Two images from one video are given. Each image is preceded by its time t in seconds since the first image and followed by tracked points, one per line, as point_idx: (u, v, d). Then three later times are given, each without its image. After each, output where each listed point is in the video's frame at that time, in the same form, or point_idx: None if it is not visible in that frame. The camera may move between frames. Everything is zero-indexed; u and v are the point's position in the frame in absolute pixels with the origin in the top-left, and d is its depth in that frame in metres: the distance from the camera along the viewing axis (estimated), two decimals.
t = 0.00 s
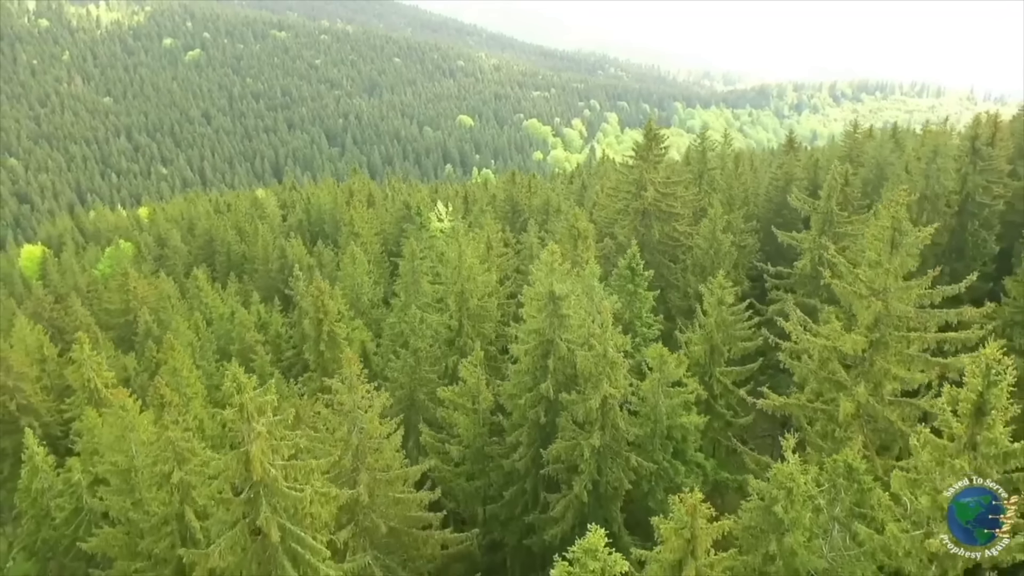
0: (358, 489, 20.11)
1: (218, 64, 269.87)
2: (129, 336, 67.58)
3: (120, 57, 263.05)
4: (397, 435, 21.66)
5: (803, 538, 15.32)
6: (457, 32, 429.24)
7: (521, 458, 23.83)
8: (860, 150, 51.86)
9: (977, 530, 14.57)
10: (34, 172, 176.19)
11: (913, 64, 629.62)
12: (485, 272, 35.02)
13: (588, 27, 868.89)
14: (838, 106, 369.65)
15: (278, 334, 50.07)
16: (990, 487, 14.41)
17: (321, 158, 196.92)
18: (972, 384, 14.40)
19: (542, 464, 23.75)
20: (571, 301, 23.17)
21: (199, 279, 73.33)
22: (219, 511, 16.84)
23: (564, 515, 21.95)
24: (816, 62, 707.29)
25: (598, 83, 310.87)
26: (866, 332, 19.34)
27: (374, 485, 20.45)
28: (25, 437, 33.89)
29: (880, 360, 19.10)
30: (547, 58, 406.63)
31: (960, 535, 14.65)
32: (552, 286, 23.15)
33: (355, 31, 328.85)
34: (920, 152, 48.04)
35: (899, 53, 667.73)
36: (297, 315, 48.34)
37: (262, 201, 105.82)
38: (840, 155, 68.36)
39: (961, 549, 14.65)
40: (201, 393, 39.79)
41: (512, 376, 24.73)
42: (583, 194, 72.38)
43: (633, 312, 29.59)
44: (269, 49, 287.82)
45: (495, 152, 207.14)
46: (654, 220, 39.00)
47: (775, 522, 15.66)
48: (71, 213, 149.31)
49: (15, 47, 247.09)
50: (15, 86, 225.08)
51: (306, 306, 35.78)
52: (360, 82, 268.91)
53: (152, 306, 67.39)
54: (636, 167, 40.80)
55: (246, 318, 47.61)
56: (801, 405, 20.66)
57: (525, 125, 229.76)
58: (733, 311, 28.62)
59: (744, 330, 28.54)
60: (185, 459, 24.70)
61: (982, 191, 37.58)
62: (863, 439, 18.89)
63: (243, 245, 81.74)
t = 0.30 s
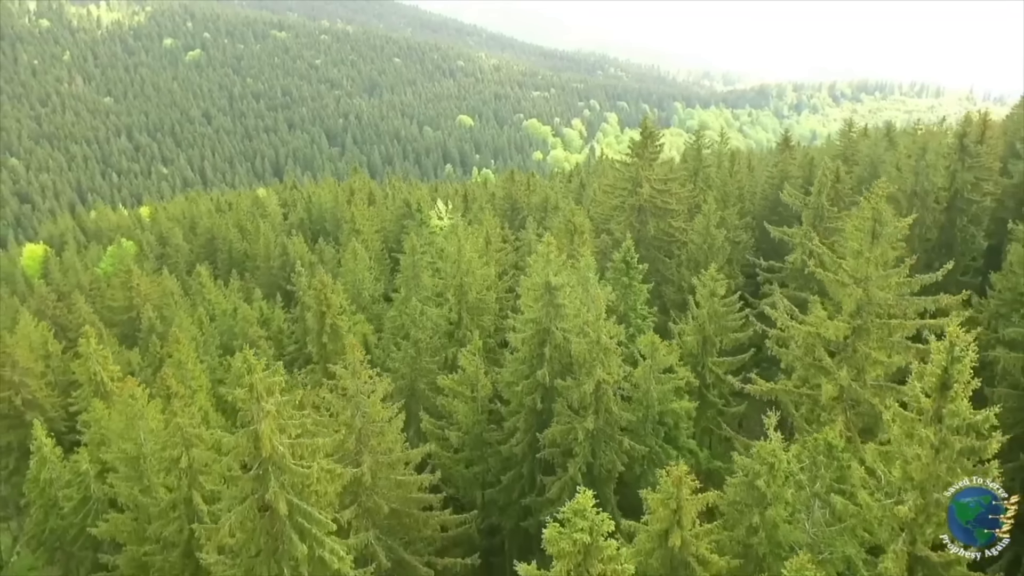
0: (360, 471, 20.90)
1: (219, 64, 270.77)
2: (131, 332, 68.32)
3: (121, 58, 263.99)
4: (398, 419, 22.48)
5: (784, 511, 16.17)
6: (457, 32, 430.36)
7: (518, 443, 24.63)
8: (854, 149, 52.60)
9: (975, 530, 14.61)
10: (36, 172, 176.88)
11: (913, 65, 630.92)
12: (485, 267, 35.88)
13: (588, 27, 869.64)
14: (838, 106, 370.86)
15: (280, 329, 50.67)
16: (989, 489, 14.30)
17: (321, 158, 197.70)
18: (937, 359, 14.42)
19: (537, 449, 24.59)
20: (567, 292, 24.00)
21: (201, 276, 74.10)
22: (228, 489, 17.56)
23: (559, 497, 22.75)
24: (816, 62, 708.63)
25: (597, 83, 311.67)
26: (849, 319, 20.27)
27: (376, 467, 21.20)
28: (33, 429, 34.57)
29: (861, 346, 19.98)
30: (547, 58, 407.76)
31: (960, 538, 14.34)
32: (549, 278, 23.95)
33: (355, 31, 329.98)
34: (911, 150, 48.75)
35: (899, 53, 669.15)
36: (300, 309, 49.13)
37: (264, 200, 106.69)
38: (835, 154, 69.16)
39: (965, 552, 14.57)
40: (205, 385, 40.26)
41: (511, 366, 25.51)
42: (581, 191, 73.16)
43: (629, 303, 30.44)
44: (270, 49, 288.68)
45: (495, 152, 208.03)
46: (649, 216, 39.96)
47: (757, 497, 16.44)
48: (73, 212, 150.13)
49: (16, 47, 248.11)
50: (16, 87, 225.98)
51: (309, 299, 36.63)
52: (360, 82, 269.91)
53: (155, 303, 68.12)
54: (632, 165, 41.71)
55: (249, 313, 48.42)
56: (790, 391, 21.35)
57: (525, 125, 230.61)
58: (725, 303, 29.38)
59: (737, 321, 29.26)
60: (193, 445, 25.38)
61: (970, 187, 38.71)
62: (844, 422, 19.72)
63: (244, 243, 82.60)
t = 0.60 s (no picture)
0: (363, 453, 21.71)
1: (219, 64, 271.56)
2: (135, 329, 69.12)
3: (122, 58, 264.65)
4: (401, 405, 23.28)
5: (768, 488, 17.01)
6: (457, 32, 431.13)
7: (516, 429, 25.41)
8: (849, 147, 53.39)
9: (976, 529, 18.42)
10: (37, 172, 177.48)
11: (913, 65, 630.95)
12: (484, 261, 36.66)
13: (588, 28, 870.21)
14: (837, 106, 371.36)
15: (282, 324, 51.40)
16: (992, 492, 18.61)
17: (321, 157, 198.39)
18: (907, 338, 15.21)
19: (535, 434, 25.32)
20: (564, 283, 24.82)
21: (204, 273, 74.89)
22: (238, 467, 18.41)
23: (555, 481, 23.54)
24: (816, 62, 708.88)
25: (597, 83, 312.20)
26: (833, 307, 21.25)
27: (378, 451, 22.00)
28: (42, 421, 35.36)
29: (845, 333, 20.84)
30: (547, 58, 408.26)
31: (963, 535, 18.14)
32: (546, 269, 24.76)
33: (355, 31, 330.66)
34: (903, 148, 49.59)
35: (899, 53, 669.52)
36: (302, 304, 49.90)
37: (265, 199, 107.48)
38: (831, 151, 69.90)
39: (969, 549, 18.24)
40: (210, 378, 41.03)
41: (509, 354, 26.31)
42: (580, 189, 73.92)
43: (625, 295, 31.18)
44: (270, 50, 289.28)
45: (494, 152, 208.76)
46: (645, 211, 40.73)
47: (743, 473, 17.26)
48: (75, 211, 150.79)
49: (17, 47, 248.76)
50: (17, 86, 226.61)
51: (312, 293, 37.39)
52: (360, 82, 270.69)
53: (158, 300, 68.92)
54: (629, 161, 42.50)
55: (252, 308, 49.17)
56: (779, 377, 22.19)
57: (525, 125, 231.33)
58: (718, 295, 30.10)
59: (728, 313, 30.00)
60: (200, 431, 26.19)
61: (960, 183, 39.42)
62: (829, 406, 20.50)
63: (246, 241, 83.47)
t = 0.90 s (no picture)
0: (366, 437, 22.53)
1: (220, 64, 272.46)
2: (139, 325, 69.88)
3: (122, 57, 265.43)
4: (402, 391, 24.07)
5: (754, 465, 17.80)
6: (458, 32, 432.12)
7: (514, 415, 26.18)
8: (844, 145, 54.17)
9: (975, 528, 20.21)
10: (38, 171, 178.12)
11: (912, 65, 632.28)
12: (484, 255, 37.47)
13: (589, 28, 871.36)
14: (837, 106, 372.44)
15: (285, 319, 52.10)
16: (991, 492, 20.23)
17: (322, 157, 199.28)
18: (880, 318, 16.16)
19: (533, 421, 26.06)
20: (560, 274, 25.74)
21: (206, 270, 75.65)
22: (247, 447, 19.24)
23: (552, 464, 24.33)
24: (816, 62, 710.12)
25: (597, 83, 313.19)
26: (819, 296, 22.13)
27: (380, 435, 22.83)
28: (50, 412, 35.98)
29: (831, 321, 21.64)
30: (547, 58, 409.10)
31: (962, 534, 20.22)
32: (542, 261, 25.67)
33: (356, 31, 331.53)
34: (897, 145, 50.23)
35: (898, 53, 670.94)
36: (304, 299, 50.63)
37: (267, 198, 108.31)
38: (827, 149, 70.66)
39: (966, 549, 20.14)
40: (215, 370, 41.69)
41: (508, 344, 27.15)
42: (579, 186, 74.67)
43: (621, 288, 31.96)
44: (271, 49, 290.06)
45: (494, 151, 209.73)
46: (642, 207, 41.40)
47: (730, 451, 18.06)
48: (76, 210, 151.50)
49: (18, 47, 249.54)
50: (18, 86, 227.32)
51: (315, 287, 38.25)
52: (360, 82, 271.65)
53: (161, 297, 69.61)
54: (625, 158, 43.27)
55: (255, 303, 49.90)
56: (768, 364, 22.99)
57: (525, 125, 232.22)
58: (712, 287, 30.86)
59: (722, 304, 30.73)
60: (207, 417, 26.97)
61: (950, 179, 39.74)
62: (815, 391, 21.22)
63: (248, 239, 84.32)
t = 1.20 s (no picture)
0: (368, 422, 23.33)
1: (220, 64, 273.35)
2: (142, 322, 70.73)
3: (123, 57, 266.33)
4: (404, 378, 24.86)
5: (741, 446, 18.54)
6: (458, 32, 432.68)
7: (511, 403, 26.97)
8: (839, 143, 54.81)
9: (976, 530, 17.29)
10: (40, 171, 179.00)
11: (911, 65, 633.30)
12: (483, 250, 38.31)
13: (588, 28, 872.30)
14: (837, 106, 372.99)
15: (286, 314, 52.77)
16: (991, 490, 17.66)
17: (322, 156, 200.02)
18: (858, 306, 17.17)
19: (530, 408, 26.84)
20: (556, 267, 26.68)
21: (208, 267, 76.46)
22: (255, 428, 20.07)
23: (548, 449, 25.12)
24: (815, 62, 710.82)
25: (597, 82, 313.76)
26: (806, 286, 23.02)
27: (383, 420, 23.62)
28: (57, 402, 36.56)
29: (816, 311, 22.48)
30: (547, 58, 409.60)
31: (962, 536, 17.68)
32: (540, 253, 26.61)
33: (356, 31, 332.33)
34: (892, 143, 50.78)
35: (897, 53, 671.70)
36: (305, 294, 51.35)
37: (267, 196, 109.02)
38: (823, 147, 71.26)
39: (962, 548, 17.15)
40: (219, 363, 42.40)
41: (506, 334, 27.99)
42: (577, 184, 75.24)
43: (617, 282, 32.76)
44: (271, 49, 290.93)
45: (494, 151, 210.48)
46: (638, 203, 42.14)
47: (718, 432, 18.83)
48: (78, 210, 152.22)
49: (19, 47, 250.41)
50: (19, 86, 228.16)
51: (318, 281, 39.09)
52: (360, 82, 272.48)
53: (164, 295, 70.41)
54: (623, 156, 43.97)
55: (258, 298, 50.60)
56: (755, 352, 23.80)
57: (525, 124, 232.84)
58: (705, 281, 31.68)
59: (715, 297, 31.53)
60: (214, 405, 27.70)
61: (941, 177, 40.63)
62: (802, 377, 21.96)
63: (249, 238, 85.13)
